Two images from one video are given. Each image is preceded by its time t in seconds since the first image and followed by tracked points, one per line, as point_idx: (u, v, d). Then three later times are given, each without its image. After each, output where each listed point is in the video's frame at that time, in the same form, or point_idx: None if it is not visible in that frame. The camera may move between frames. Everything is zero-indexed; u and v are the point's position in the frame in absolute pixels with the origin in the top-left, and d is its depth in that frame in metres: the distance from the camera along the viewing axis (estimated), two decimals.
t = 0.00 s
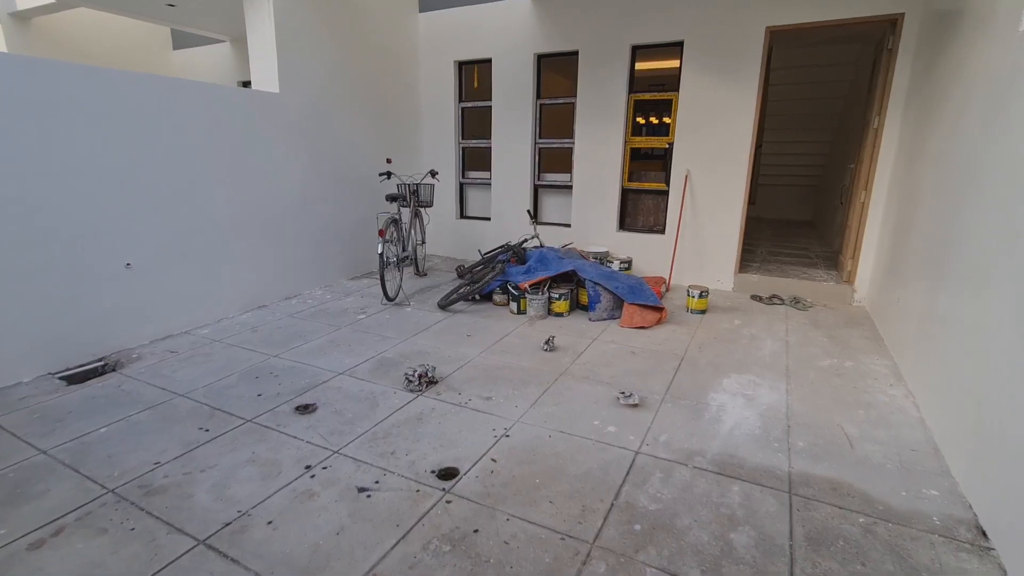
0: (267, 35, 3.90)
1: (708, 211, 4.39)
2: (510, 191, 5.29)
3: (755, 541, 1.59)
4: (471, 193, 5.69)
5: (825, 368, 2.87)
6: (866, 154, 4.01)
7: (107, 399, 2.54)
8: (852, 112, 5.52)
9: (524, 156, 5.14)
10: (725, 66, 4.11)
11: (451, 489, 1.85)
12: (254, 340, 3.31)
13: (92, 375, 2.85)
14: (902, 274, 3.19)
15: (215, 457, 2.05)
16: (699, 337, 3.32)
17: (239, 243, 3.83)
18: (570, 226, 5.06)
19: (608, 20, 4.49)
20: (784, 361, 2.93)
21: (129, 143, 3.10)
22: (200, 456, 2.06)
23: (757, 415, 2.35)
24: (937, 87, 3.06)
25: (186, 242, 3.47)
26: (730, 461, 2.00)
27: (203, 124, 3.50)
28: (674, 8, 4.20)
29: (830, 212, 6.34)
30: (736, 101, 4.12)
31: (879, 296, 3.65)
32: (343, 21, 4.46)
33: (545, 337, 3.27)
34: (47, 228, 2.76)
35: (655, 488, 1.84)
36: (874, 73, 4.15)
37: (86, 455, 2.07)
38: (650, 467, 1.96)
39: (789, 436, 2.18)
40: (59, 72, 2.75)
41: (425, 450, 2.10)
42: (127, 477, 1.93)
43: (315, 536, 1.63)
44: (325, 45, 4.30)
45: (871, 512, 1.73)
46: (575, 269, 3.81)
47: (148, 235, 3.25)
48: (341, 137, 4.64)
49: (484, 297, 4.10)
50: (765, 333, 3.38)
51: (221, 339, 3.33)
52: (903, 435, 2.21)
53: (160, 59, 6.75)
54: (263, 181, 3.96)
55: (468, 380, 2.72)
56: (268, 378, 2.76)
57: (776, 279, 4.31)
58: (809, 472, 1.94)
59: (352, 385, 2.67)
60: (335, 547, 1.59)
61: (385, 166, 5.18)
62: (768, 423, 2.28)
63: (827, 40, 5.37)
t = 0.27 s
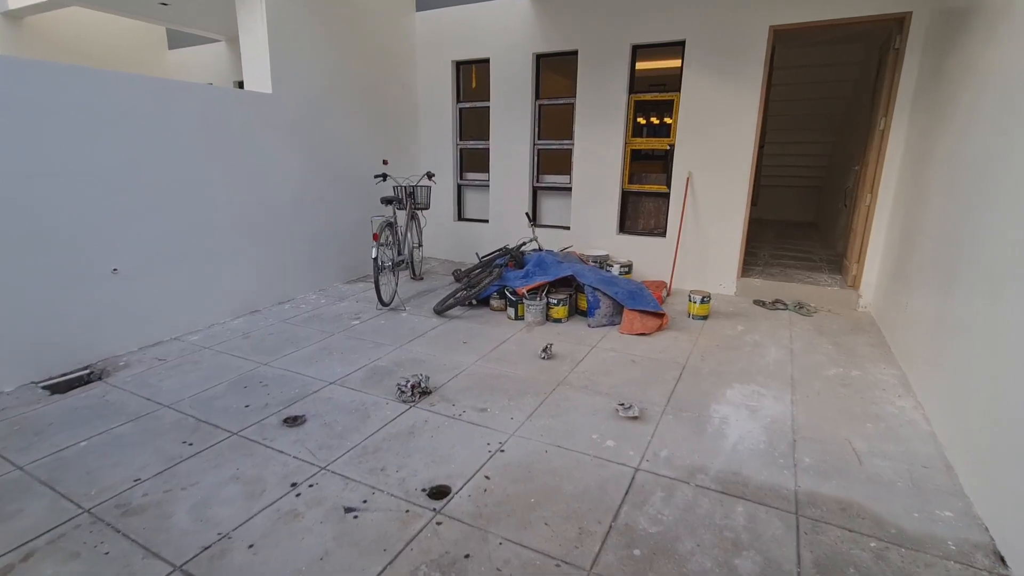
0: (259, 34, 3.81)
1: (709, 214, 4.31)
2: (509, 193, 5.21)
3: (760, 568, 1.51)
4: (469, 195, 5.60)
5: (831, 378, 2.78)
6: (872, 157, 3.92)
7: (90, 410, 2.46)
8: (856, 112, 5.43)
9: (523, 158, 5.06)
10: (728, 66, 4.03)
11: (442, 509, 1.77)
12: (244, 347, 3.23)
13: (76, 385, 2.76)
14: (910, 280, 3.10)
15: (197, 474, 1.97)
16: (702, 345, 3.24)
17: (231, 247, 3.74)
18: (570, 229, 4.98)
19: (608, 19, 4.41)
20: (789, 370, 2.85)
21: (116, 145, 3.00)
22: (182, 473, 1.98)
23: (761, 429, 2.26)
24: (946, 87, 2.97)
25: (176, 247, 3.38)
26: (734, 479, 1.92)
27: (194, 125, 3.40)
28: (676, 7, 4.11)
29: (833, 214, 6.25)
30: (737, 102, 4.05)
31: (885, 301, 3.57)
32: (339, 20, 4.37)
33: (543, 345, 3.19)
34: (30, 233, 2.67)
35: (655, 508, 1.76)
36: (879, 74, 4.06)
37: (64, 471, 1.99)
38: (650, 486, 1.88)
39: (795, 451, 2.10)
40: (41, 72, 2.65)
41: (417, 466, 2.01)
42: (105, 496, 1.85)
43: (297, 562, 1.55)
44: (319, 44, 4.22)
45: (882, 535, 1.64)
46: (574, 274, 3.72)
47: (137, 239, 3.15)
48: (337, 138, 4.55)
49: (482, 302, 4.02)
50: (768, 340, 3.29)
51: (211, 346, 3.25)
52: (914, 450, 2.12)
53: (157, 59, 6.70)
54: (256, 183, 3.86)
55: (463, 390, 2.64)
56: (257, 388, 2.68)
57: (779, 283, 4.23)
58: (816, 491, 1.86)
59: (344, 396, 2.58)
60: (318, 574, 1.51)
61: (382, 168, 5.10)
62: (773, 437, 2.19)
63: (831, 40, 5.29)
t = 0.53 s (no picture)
0: (256, 33, 3.75)
1: (713, 217, 4.25)
2: (510, 195, 5.15)
3: None
4: (470, 196, 5.55)
5: (838, 385, 2.73)
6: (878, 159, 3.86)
7: (81, 418, 2.40)
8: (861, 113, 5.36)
9: (524, 159, 5.00)
10: (732, 67, 3.97)
11: (440, 525, 1.71)
12: (241, 352, 3.17)
13: (69, 392, 2.71)
14: (919, 285, 3.04)
15: (189, 487, 1.91)
16: (706, 351, 3.18)
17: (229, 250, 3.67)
18: (571, 231, 4.92)
19: (610, 18, 4.35)
20: (795, 377, 2.79)
21: (112, 146, 2.93)
22: (174, 485, 1.93)
23: (767, 439, 2.21)
24: (957, 89, 2.91)
25: (173, 250, 3.31)
26: (741, 493, 1.87)
27: (190, 126, 3.33)
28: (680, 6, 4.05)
29: (837, 216, 6.19)
30: (741, 102, 3.99)
31: (893, 306, 3.50)
32: (337, 19, 4.32)
33: (544, 350, 3.14)
34: (21, 237, 2.60)
35: (661, 524, 1.70)
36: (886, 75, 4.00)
37: (52, 484, 1.93)
38: (655, 500, 1.82)
39: (803, 463, 2.04)
40: (34, 71, 2.58)
41: (415, 478, 1.96)
42: (94, 510, 1.80)
43: None
44: (317, 44, 4.16)
45: (895, 554, 1.59)
46: (576, 278, 3.67)
47: (132, 243, 3.08)
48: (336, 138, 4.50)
49: (482, 306, 3.96)
50: (774, 346, 3.23)
51: (207, 352, 3.19)
52: (926, 462, 2.07)
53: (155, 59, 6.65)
54: (254, 185, 3.80)
55: (463, 398, 2.59)
56: (252, 395, 2.63)
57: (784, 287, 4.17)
58: (826, 506, 1.80)
59: (341, 403, 2.53)
60: None
61: (381, 169, 5.04)
62: (781, 449, 2.14)
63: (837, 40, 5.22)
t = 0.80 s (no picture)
0: (257, 33, 3.70)
1: (720, 219, 4.20)
2: (513, 196, 5.10)
3: None
4: (473, 198, 5.50)
5: (851, 393, 2.67)
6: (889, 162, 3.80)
7: (79, 427, 2.35)
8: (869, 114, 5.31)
9: (527, 160, 4.95)
10: (740, 67, 3.91)
11: (448, 541, 1.66)
12: (242, 357, 3.12)
13: (66, 399, 2.66)
14: (932, 290, 2.99)
15: (189, 500, 1.86)
16: (714, 357, 3.13)
17: (230, 253, 3.62)
18: (576, 233, 4.87)
19: (616, 18, 4.30)
20: (807, 385, 2.74)
21: (110, 148, 2.88)
22: (174, 498, 1.87)
23: (781, 450, 2.15)
24: (972, 90, 2.85)
25: (172, 253, 3.25)
26: (757, 507, 1.81)
27: (191, 127, 3.28)
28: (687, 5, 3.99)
29: (842, 218, 6.14)
30: (749, 104, 3.93)
31: (905, 311, 3.44)
32: (339, 18, 4.27)
33: (550, 356, 3.08)
34: (17, 239, 2.54)
35: (676, 540, 1.65)
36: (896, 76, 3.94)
37: (48, 496, 1.88)
38: (669, 515, 1.77)
39: (819, 475, 1.99)
40: (31, 70, 2.53)
41: (421, 490, 1.91)
42: (91, 524, 1.74)
43: None
44: (319, 44, 4.11)
45: (920, 573, 1.53)
46: (582, 281, 3.62)
47: (131, 246, 3.03)
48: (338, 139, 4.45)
49: (486, 310, 3.91)
50: (784, 351, 3.18)
51: (207, 357, 3.14)
52: (945, 474, 2.01)
53: (154, 58, 6.59)
54: (255, 187, 3.75)
55: (469, 405, 2.54)
56: (253, 402, 2.58)
57: (793, 290, 4.11)
58: (845, 521, 1.75)
59: (344, 411, 2.48)
60: None
61: (383, 170, 4.99)
62: (795, 459, 2.08)
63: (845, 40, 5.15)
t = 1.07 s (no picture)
0: (261, 27, 3.60)
1: (734, 219, 4.11)
2: (521, 195, 5.00)
3: None
4: (479, 197, 5.40)
5: (877, 399, 2.58)
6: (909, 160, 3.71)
7: (75, 435, 2.25)
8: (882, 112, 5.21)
9: (535, 158, 4.86)
10: (756, 63, 3.82)
11: (466, 561, 1.56)
12: (245, 361, 3.03)
13: (63, 405, 2.56)
14: (958, 292, 2.89)
15: (191, 514, 1.76)
16: (733, 361, 3.03)
17: (232, 253, 3.52)
18: (585, 233, 4.78)
19: (627, 12, 4.20)
20: (832, 391, 2.64)
21: (109, 145, 2.78)
22: (175, 512, 1.78)
23: (811, 461, 2.06)
24: (1001, 86, 2.76)
25: (173, 253, 3.15)
26: (791, 523, 1.71)
27: (192, 123, 3.18)
28: None
29: (853, 218, 6.05)
30: (765, 101, 3.85)
31: (927, 314, 3.34)
32: (344, 13, 4.18)
33: (563, 360, 2.99)
34: (12, 239, 2.45)
35: (708, 560, 1.55)
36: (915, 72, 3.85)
37: (42, 510, 1.78)
38: (699, 532, 1.67)
39: (854, 488, 1.89)
40: (28, 62, 2.44)
41: (435, 504, 1.81)
42: (87, 541, 1.65)
43: None
44: (324, 39, 4.01)
45: None
46: (594, 283, 3.52)
47: (130, 245, 2.93)
48: (343, 137, 4.35)
49: (495, 311, 3.82)
50: (803, 355, 3.09)
51: (209, 360, 3.04)
52: (985, 487, 1.92)
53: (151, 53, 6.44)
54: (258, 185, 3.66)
55: (481, 411, 2.44)
56: (257, 409, 2.48)
57: (809, 292, 4.01)
58: (886, 539, 1.65)
59: (352, 418, 2.38)
60: None
61: (388, 168, 4.90)
62: (827, 471, 1.99)
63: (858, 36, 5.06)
